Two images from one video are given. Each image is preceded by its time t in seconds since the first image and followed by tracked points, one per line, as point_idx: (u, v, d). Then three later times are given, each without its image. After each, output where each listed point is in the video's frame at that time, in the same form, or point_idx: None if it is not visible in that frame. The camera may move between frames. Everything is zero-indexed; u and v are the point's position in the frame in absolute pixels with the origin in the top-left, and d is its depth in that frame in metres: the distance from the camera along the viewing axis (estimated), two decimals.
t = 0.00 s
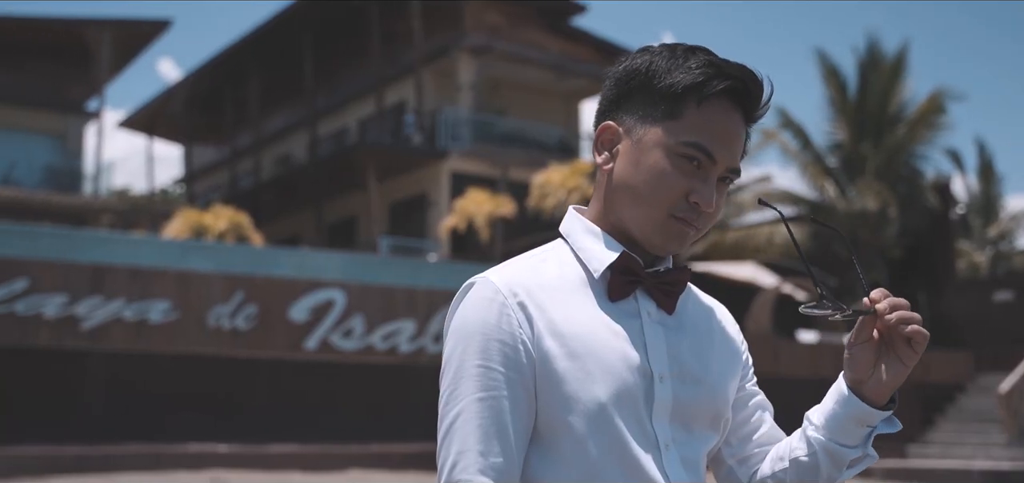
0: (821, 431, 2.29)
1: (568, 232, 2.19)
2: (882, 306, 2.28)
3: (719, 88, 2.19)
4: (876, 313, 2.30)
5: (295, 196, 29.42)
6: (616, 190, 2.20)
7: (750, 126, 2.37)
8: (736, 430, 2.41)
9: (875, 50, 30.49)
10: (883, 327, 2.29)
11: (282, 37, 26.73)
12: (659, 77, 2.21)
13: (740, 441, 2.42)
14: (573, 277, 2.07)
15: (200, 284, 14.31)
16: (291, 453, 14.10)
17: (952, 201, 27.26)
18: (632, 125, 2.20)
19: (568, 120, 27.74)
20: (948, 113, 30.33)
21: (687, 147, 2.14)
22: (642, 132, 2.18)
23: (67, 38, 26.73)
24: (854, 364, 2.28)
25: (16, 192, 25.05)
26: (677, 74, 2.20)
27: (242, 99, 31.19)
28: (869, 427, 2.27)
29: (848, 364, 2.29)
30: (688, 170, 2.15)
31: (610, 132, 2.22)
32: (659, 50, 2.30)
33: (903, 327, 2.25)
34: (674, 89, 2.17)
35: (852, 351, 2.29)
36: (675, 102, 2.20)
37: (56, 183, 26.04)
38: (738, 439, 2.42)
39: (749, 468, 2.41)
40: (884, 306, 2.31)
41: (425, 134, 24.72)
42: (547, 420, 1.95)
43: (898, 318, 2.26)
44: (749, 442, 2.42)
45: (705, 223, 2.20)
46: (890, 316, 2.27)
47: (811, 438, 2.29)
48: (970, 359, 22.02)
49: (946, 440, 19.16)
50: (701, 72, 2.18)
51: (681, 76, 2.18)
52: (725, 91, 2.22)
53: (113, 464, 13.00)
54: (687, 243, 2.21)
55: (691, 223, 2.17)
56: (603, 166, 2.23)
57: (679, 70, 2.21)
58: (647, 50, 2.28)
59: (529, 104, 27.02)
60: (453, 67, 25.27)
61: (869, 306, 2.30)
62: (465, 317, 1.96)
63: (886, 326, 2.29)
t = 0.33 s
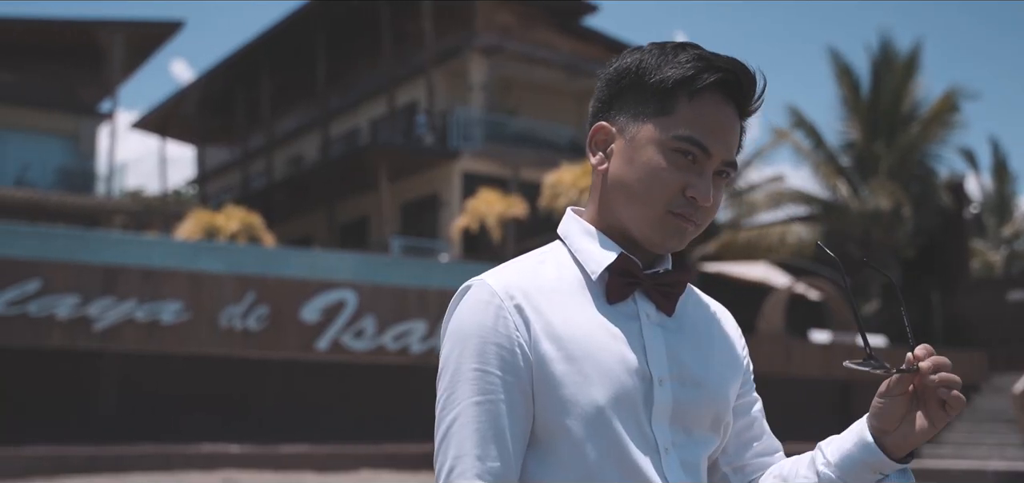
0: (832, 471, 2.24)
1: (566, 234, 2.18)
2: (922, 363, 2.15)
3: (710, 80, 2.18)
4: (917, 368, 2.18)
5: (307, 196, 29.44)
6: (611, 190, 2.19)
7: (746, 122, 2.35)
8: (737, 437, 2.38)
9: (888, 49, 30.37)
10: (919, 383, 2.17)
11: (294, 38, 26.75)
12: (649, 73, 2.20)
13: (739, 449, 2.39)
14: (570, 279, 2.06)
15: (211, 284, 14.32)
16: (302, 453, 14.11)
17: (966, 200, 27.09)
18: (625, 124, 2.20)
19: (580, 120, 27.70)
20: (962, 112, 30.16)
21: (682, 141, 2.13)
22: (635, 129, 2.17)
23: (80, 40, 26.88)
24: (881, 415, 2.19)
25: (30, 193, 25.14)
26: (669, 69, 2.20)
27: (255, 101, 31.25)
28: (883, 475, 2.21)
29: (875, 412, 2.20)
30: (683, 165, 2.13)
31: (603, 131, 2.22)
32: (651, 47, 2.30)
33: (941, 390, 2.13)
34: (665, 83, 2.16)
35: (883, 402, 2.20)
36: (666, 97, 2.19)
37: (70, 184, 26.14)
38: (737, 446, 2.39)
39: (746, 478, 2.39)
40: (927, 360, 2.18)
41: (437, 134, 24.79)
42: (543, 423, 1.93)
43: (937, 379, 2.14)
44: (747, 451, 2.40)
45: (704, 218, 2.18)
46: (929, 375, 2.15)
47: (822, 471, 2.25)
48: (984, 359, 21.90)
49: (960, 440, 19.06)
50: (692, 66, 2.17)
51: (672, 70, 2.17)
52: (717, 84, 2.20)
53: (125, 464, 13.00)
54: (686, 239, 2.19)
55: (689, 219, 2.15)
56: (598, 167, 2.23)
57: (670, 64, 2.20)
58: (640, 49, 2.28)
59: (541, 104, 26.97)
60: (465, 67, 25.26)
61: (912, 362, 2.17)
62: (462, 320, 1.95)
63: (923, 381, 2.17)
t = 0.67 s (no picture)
0: None
1: (564, 236, 2.18)
2: (961, 449, 2.11)
3: (702, 73, 2.17)
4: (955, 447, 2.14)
5: (319, 196, 29.41)
6: (608, 189, 2.18)
7: (740, 118, 2.35)
8: (738, 442, 2.28)
9: (901, 48, 30.23)
10: (952, 461, 2.13)
11: (307, 39, 26.77)
12: (640, 69, 2.20)
13: (739, 455, 2.28)
14: (568, 281, 2.05)
15: (223, 285, 14.37)
16: (314, 454, 14.15)
17: (980, 199, 26.97)
18: (618, 122, 2.19)
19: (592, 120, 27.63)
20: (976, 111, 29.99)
21: (676, 135, 2.12)
22: (629, 127, 2.17)
23: (93, 41, 26.98)
24: None
25: (43, 194, 25.15)
26: (659, 64, 2.20)
27: (267, 102, 31.25)
28: None
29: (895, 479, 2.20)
30: (678, 160, 2.12)
31: (597, 132, 2.21)
32: (644, 46, 2.29)
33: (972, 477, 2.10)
34: (656, 78, 2.16)
35: (910, 468, 2.19)
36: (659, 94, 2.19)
37: (83, 185, 26.21)
38: (737, 452, 2.29)
39: None
40: (964, 441, 2.13)
41: (449, 134, 24.78)
42: (541, 427, 1.91)
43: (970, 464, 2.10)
44: (747, 459, 2.29)
45: (703, 214, 2.16)
46: (965, 458, 2.10)
47: None
48: (998, 359, 21.84)
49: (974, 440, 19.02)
50: (682, 59, 2.17)
51: (662, 65, 2.17)
52: (709, 78, 2.20)
53: (138, 464, 13.04)
54: (686, 236, 2.17)
55: (687, 214, 2.13)
56: (593, 168, 2.22)
57: (660, 60, 2.20)
58: (631, 48, 2.28)
59: (553, 104, 26.89)
60: (477, 67, 25.28)
61: (952, 444, 2.12)
62: (459, 323, 1.93)
63: (954, 460, 2.14)
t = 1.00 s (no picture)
0: None
1: (564, 237, 2.18)
2: None
3: (697, 68, 2.17)
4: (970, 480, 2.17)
5: (331, 196, 29.48)
6: (607, 188, 2.16)
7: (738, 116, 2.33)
8: (740, 448, 2.25)
9: (914, 47, 30.05)
10: None
11: (318, 40, 26.77)
12: (636, 66, 2.19)
13: (742, 460, 2.25)
14: (568, 282, 2.04)
15: (235, 285, 14.37)
16: (326, 454, 14.18)
17: (996, 198, 26.79)
18: (615, 121, 2.19)
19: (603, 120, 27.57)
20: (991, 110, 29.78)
21: (673, 131, 2.11)
22: (626, 126, 2.16)
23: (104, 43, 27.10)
24: None
25: (56, 195, 25.27)
26: (655, 61, 2.19)
27: (279, 103, 31.29)
28: None
29: None
30: (675, 157, 2.11)
31: (595, 132, 2.21)
32: (642, 44, 2.29)
33: None
34: (652, 75, 2.15)
35: None
36: (656, 91, 2.18)
37: (96, 186, 26.42)
38: (741, 456, 2.26)
39: None
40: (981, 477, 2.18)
41: (461, 135, 24.80)
42: (541, 429, 1.90)
43: None
44: (750, 464, 2.26)
45: (703, 211, 2.14)
46: None
47: None
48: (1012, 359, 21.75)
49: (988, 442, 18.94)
50: (677, 55, 2.16)
51: (657, 62, 2.17)
52: (705, 74, 2.19)
53: (151, 465, 13.06)
54: (686, 234, 2.15)
55: (687, 211, 2.11)
56: (592, 168, 2.20)
57: (656, 56, 2.20)
58: (628, 48, 2.27)
59: (565, 104, 26.81)
60: (489, 67, 25.26)
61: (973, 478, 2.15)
62: (457, 324, 1.92)
63: None
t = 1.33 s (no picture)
0: None
1: (567, 237, 2.16)
2: None
3: (697, 64, 2.15)
4: None
5: (344, 197, 29.50)
6: (608, 187, 2.14)
7: (740, 114, 2.31)
8: (744, 450, 2.23)
9: (929, 45, 29.81)
10: None
11: (330, 41, 26.73)
12: (637, 63, 2.17)
13: (748, 463, 2.23)
14: (571, 283, 2.03)
15: (247, 286, 14.39)
16: (338, 455, 14.20)
17: (1011, 197, 26.63)
18: (616, 120, 2.18)
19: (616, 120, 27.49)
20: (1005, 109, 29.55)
21: (674, 127, 2.09)
22: (626, 124, 2.15)
23: (117, 44, 27.11)
24: None
25: (71, 196, 25.34)
26: (656, 58, 2.17)
27: (292, 104, 31.33)
28: None
29: None
30: (676, 153, 2.09)
31: (596, 131, 2.20)
32: (644, 42, 2.27)
33: None
34: (651, 72, 2.14)
35: None
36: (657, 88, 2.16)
37: (110, 186, 26.54)
38: (746, 459, 2.23)
39: None
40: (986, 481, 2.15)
41: (473, 135, 24.79)
42: (542, 431, 1.88)
43: None
44: (756, 468, 2.23)
45: (705, 208, 2.12)
46: None
47: None
48: None
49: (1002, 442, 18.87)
50: (677, 50, 2.14)
51: (657, 59, 2.15)
52: (706, 71, 2.17)
53: (164, 466, 13.08)
54: (689, 232, 2.13)
55: (689, 209, 2.09)
56: (593, 167, 2.19)
57: (656, 53, 2.18)
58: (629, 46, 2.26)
59: (578, 103, 26.72)
60: (501, 68, 25.19)
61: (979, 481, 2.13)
62: (459, 325, 1.90)
63: None
